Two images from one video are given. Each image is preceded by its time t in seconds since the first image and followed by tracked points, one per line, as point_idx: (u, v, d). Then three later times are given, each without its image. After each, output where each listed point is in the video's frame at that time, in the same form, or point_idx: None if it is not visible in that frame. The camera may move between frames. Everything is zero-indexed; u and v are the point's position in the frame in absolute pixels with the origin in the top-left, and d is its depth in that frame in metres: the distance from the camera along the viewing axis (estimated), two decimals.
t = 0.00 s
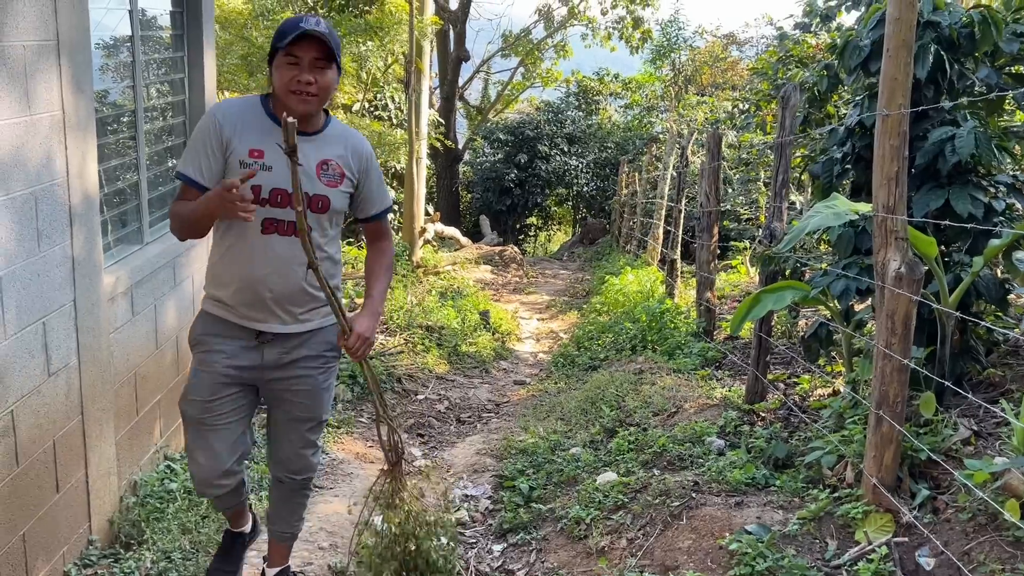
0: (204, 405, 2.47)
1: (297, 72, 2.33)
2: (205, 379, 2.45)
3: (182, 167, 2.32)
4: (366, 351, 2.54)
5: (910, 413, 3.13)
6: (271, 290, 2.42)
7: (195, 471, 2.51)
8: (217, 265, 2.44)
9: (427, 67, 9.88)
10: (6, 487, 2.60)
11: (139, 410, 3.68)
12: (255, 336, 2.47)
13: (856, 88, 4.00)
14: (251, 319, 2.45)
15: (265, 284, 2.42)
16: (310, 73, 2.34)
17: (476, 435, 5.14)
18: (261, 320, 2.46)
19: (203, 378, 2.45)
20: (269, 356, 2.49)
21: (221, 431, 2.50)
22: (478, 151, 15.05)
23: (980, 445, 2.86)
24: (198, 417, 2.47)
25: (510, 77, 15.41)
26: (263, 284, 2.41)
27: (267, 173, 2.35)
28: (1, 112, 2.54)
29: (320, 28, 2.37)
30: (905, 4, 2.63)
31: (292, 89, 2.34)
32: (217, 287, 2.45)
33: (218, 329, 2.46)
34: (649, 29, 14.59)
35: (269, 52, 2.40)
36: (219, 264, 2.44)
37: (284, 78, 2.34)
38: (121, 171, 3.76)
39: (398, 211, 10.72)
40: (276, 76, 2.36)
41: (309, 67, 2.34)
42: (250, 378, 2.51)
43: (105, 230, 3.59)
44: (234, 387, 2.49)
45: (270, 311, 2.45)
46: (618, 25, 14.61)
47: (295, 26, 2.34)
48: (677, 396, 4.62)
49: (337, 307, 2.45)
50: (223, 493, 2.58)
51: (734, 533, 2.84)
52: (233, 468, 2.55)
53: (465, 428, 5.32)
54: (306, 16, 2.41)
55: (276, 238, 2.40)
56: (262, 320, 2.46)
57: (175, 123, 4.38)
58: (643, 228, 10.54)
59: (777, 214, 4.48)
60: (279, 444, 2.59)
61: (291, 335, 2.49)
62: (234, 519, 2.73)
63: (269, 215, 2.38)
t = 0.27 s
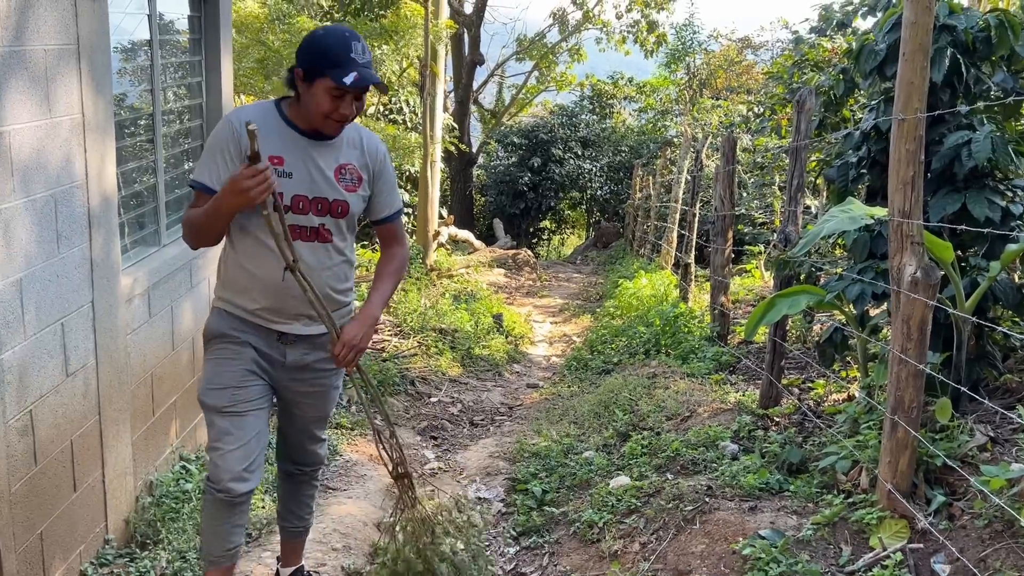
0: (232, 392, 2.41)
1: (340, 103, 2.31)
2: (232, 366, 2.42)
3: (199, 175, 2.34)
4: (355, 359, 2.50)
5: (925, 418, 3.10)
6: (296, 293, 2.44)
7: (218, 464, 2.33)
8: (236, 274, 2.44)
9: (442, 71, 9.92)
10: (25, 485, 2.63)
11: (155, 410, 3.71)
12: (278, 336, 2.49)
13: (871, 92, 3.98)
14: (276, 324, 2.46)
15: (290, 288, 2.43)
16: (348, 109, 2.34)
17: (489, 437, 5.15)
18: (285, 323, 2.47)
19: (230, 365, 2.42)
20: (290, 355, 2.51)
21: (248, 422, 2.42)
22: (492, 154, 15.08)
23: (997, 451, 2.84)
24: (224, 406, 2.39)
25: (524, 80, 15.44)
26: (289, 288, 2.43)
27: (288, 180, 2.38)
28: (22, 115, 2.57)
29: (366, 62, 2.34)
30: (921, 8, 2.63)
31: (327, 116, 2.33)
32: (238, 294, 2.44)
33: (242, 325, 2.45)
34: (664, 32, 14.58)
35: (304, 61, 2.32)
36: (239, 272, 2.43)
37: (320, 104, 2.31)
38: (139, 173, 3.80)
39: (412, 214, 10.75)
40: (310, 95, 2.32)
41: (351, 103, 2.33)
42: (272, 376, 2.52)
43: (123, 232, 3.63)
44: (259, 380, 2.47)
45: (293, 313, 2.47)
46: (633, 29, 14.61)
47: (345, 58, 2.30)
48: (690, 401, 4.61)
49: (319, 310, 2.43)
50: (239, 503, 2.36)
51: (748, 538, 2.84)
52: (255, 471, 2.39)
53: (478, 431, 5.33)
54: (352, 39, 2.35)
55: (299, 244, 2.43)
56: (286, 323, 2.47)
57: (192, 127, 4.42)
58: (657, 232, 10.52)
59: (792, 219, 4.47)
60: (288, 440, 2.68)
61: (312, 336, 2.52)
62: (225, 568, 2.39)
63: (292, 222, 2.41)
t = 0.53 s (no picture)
0: (247, 413, 2.42)
1: (363, 127, 2.35)
2: (244, 388, 2.42)
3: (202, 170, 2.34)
4: (343, 306, 2.39)
5: (937, 422, 3.10)
6: (303, 298, 2.44)
7: (245, 484, 2.38)
8: (242, 280, 2.45)
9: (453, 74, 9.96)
10: (39, 483, 2.66)
11: (168, 410, 3.74)
12: (286, 345, 2.49)
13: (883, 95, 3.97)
14: (283, 331, 2.47)
15: (296, 295, 2.43)
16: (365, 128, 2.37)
17: (499, 440, 5.16)
18: (294, 332, 2.48)
19: (243, 388, 2.42)
20: (300, 367, 2.53)
21: (266, 439, 2.45)
22: (504, 158, 15.11)
23: (1009, 455, 2.82)
24: (242, 427, 2.41)
25: (536, 84, 15.46)
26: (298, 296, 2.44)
27: (295, 182, 2.40)
28: (38, 117, 2.60)
29: (388, 85, 2.37)
30: (933, 11, 2.62)
31: (343, 134, 2.36)
32: (245, 302, 2.45)
33: (251, 342, 2.44)
34: (676, 36, 14.57)
35: (326, 76, 2.30)
36: (246, 278, 2.44)
37: (338, 121, 2.33)
38: (152, 175, 3.83)
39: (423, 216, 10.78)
40: (329, 112, 2.32)
41: (370, 124, 2.36)
42: (282, 390, 2.53)
43: (137, 234, 3.66)
44: (272, 396, 2.49)
45: (301, 321, 2.48)
46: (644, 32, 14.62)
47: (370, 82, 2.31)
48: (701, 404, 4.60)
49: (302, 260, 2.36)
50: (264, 515, 2.44)
51: (758, 540, 2.84)
52: (276, 484, 2.46)
53: (488, 433, 5.34)
54: (376, 60, 2.35)
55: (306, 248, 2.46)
56: (293, 331, 2.48)
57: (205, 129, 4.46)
58: (669, 236, 10.51)
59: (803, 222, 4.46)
60: (295, 446, 2.70)
61: (320, 344, 2.54)
62: None
63: (299, 225, 2.43)
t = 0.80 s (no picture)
0: (249, 415, 2.42)
1: (379, 136, 2.38)
2: (246, 389, 2.42)
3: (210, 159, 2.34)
4: (331, 296, 2.32)
5: (947, 426, 3.08)
6: (301, 301, 2.45)
7: (247, 488, 2.39)
8: (242, 278, 2.46)
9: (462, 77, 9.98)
10: (49, 482, 2.67)
11: (177, 411, 3.75)
12: (286, 349, 2.50)
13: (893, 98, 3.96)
14: (280, 334, 2.48)
15: (294, 298, 2.44)
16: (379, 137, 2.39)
17: (507, 442, 5.16)
18: (292, 336, 2.49)
19: (244, 389, 2.42)
20: (299, 371, 2.54)
21: (268, 441, 2.46)
22: (513, 161, 15.13)
23: (1020, 459, 2.80)
24: (244, 429, 2.42)
25: (545, 87, 15.48)
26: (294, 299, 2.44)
27: (298, 184, 2.40)
28: (50, 118, 2.62)
29: (404, 95, 2.37)
30: (943, 12, 2.61)
31: (358, 142, 2.38)
32: (244, 301, 2.46)
33: (251, 343, 2.45)
34: (686, 39, 14.56)
35: (344, 84, 2.31)
36: (247, 276, 2.44)
37: (354, 130, 2.35)
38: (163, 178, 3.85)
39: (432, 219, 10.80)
40: (345, 120, 2.34)
41: (384, 134, 2.38)
42: (282, 393, 2.54)
43: (147, 235, 3.68)
44: (274, 398, 2.49)
45: (297, 324, 2.49)
46: (654, 36, 14.62)
47: (387, 92, 2.32)
48: (710, 407, 4.58)
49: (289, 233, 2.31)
50: (268, 519, 2.45)
51: (766, 543, 2.83)
52: (280, 487, 2.47)
53: (496, 435, 5.34)
54: (394, 69, 2.35)
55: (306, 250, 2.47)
56: (289, 334, 2.49)
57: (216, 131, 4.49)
58: (677, 239, 10.49)
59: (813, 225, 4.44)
60: (301, 449, 2.70)
61: (318, 348, 2.56)
62: None
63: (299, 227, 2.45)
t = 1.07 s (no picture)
0: (250, 414, 2.43)
1: (384, 151, 2.38)
2: (247, 388, 2.43)
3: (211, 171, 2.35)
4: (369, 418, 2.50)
5: (953, 428, 3.07)
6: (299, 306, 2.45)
7: (250, 486, 2.40)
8: (242, 282, 2.46)
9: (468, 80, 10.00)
10: (54, 481, 2.68)
11: (182, 411, 3.76)
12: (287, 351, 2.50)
13: (899, 100, 3.95)
14: (280, 336, 2.49)
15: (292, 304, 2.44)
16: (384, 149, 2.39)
17: (512, 444, 5.16)
18: (292, 338, 2.50)
19: (246, 389, 2.43)
20: (300, 372, 2.55)
21: (270, 440, 2.46)
22: (519, 163, 15.14)
23: None
24: (246, 429, 2.42)
25: (551, 90, 15.50)
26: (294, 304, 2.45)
27: (299, 195, 2.40)
28: (57, 118, 2.64)
29: (412, 108, 2.37)
30: (949, 13, 2.60)
31: (364, 154, 2.38)
32: (244, 304, 2.47)
33: (251, 343, 2.46)
34: (692, 42, 14.56)
35: (351, 96, 2.31)
36: (246, 281, 2.46)
37: (360, 143, 2.35)
38: (169, 180, 3.87)
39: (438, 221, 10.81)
40: (351, 132, 2.34)
41: (390, 147, 2.38)
42: (284, 393, 2.55)
43: (153, 235, 3.70)
44: (276, 397, 2.50)
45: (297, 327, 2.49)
46: (660, 39, 14.63)
47: (395, 106, 2.32)
48: (715, 409, 4.57)
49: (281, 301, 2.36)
50: (271, 517, 2.45)
51: (771, 545, 2.82)
52: (285, 487, 2.47)
53: (501, 437, 5.34)
54: (403, 83, 2.34)
55: (306, 259, 2.47)
56: (290, 336, 2.50)
57: (222, 132, 4.51)
58: (683, 241, 10.48)
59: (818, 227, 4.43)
60: (304, 448, 2.71)
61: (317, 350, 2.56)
62: None
63: (300, 236, 2.45)
